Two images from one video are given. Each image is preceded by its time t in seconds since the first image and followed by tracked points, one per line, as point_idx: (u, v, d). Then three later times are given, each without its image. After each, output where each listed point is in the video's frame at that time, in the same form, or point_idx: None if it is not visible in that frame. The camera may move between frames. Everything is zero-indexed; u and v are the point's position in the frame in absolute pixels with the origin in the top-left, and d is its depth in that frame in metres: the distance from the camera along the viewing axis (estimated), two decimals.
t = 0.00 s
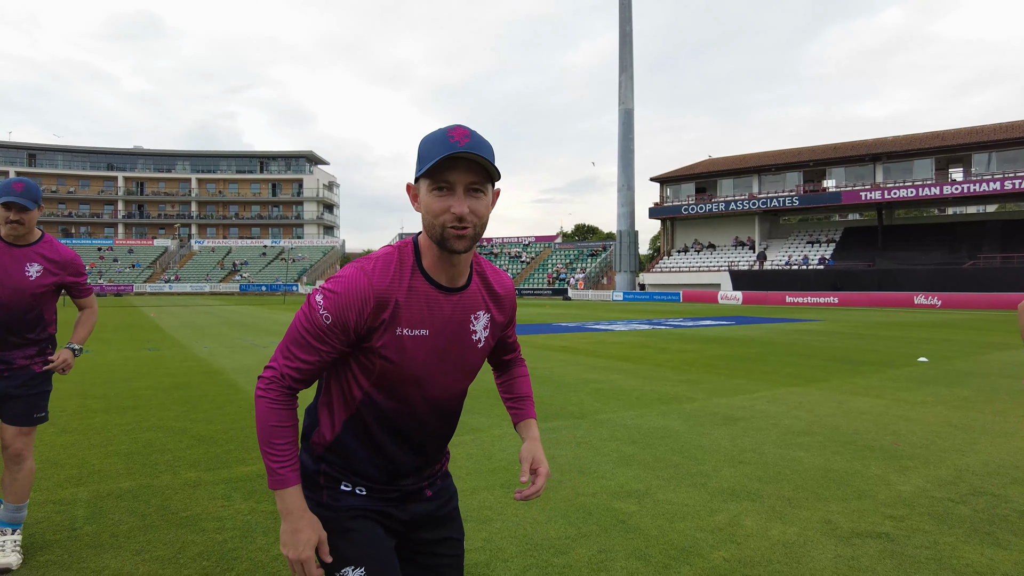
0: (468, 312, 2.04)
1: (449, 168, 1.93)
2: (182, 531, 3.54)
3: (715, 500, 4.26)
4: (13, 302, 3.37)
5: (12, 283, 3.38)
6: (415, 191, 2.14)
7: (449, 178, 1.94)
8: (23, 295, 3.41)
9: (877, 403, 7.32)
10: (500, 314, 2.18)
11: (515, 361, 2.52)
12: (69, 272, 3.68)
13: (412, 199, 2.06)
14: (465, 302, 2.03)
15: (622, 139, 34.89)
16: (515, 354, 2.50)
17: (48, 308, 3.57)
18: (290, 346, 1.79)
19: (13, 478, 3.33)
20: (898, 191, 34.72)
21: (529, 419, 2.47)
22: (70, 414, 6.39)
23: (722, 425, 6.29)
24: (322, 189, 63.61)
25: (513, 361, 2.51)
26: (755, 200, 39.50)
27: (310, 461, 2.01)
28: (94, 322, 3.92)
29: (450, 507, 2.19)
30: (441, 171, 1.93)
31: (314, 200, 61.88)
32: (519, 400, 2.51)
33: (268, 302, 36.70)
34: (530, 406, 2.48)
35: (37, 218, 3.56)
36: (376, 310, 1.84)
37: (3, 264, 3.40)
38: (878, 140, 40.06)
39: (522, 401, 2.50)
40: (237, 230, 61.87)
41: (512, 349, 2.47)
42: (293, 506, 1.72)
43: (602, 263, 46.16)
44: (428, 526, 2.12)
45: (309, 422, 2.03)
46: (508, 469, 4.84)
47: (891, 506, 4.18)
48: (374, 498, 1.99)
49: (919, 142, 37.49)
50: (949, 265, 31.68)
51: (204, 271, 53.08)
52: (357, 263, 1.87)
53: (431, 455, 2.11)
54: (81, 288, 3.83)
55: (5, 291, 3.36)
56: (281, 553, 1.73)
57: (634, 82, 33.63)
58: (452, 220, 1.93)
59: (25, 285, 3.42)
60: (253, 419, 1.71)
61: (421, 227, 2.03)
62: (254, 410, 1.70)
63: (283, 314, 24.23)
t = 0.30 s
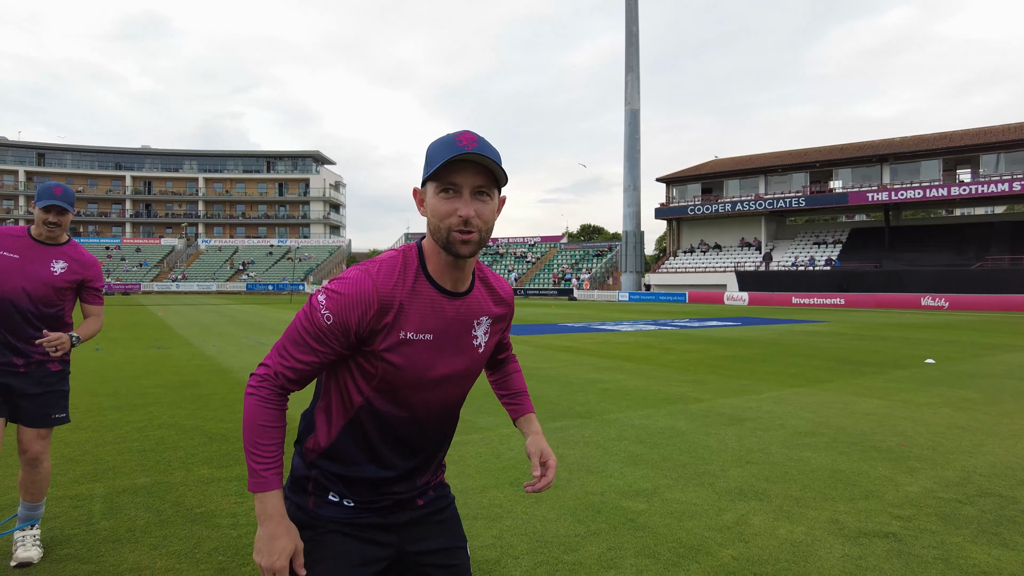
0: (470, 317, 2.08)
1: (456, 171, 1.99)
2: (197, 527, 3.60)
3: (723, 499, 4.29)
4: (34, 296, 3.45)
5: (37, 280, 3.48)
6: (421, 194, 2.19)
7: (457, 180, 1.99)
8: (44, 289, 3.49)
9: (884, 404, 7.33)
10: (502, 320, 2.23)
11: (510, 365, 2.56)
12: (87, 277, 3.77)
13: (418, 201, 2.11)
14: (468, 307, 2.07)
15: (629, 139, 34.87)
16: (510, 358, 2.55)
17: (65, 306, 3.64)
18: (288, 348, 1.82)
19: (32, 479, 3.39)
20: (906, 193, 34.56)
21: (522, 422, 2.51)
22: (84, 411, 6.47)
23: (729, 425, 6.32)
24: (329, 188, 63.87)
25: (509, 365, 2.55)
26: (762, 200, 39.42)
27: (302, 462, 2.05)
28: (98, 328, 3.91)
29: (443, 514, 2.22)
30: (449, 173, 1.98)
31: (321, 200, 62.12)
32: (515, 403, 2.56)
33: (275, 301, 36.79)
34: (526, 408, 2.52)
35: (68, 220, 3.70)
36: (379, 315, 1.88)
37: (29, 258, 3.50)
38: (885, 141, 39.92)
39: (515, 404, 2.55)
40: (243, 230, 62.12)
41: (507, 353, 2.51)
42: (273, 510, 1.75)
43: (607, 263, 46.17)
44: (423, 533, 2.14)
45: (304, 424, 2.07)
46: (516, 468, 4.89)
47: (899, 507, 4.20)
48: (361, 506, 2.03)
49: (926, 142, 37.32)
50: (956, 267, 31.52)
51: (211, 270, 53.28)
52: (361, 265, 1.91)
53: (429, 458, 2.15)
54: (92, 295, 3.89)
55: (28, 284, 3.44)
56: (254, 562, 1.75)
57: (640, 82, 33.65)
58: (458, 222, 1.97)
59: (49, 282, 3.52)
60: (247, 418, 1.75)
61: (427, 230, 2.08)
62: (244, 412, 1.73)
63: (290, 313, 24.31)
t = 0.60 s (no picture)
0: (472, 326, 2.10)
1: (455, 180, 2.01)
2: (222, 524, 3.66)
3: (742, 501, 4.28)
4: (63, 294, 3.52)
5: (63, 276, 3.53)
6: (422, 199, 2.21)
7: (456, 191, 2.01)
8: (72, 287, 3.55)
9: (905, 407, 7.25)
10: (504, 326, 2.24)
11: (507, 368, 2.57)
12: (112, 269, 3.81)
13: (420, 208, 2.13)
14: (470, 316, 2.09)
15: (646, 139, 34.74)
16: (508, 366, 2.57)
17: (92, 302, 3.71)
18: (287, 361, 1.86)
19: (59, 472, 3.45)
20: (927, 193, 34.09)
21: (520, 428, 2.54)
22: (109, 408, 6.59)
23: (748, 428, 6.29)
24: (346, 189, 64.43)
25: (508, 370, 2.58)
26: (780, 201, 39.10)
27: (308, 471, 2.08)
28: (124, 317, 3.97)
29: (451, 518, 2.25)
30: (450, 181, 2.00)
31: (338, 200, 62.65)
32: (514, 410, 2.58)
33: (293, 300, 37.04)
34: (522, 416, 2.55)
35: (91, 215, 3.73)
36: (381, 328, 1.91)
37: (56, 256, 3.55)
38: (906, 140, 39.44)
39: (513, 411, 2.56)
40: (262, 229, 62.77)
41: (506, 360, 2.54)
42: (254, 535, 1.74)
43: (624, 263, 46.06)
44: (428, 540, 2.17)
45: (309, 434, 2.11)
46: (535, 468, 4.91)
47: (921, 512, 4.17)
48: (364, 514, 2.07)
49: (948, 142, 36.80)
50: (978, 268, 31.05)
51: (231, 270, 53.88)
52: (362, 277, 1.94)
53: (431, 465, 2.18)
54: (118, 285, 3.93)
55: (57, 284, 3.51)
56: None
57: (658, 82, 33.54)
58: (457, 233, 1.99)
59: (76, 278, 3.57)
60: (243, 434, 1.77)
61: (428, 238, 2.10)
62: (245, 428, 1.77)
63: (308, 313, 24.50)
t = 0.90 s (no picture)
0: (515, 313, 2.08)
1: (489, 173, 2.01)
2: (240, 523, 3.69)
3: (762, 504, 4.23)
4: (80, 298, 3.57)
5: (78, 279, 3.57)
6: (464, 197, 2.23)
7: (490, 184, 2.01)
8: (89, 289, 3.59)
9: (929, 409, 7.12)
10: (552, 319, 2.20)
11: (577, 366, 2.53)
12: (125, 265, 3.84)
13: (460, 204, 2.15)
14: (513, 303, 2.07)
15: (664, 137, 34.51)
16: (578, 361, 2.52)
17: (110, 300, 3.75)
18: (340, 341, 1.95)
19: (84, 467, 3.56)
20: (952, 190, 33.47)
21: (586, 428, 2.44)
22: (133, 406, 6.71)
23: (767, 429, 6.23)
24: (365, 189, 64.91)
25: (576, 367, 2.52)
26: (801, 199, 38.63)
27: (360, 450, 2.12)
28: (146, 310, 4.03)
29: (497, 511, 2.19)
30: (482, 175, 2.00)
31: (357, 200, 63.12)
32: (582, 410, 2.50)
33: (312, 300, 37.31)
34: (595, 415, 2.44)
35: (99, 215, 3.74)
36: (422, 309, 1.94)
37: (69, 261, 3.59)
38: (930, 137, 38.76)
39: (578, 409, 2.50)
40: (282, 229, 63.45)
41: (571, 355, 2.48)
42: (315, 497, 1.85)
43: (642, 262, 45.85)
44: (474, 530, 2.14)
45: (365, 418, 2.15)
46: (552, 469, 4.90)
47: (944, 517, 4.09)
48: (413, 494, 2.05)
49: (975, 138, 36.10)
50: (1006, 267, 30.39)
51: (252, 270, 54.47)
52: (407, 264, 2.00)
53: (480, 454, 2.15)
54: (134, 279, 3.96)
55: (73, 288, 3.56)
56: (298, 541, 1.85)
57: (677, 80, 33.31)
58: (491, 224, 1.99)
59: (91, 279, 3.60)
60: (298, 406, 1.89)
61: (468, 233, 2.11)
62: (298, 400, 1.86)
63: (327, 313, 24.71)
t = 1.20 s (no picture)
0: (506, 302, 2.08)
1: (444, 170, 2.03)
2: (256, 521, 3.76)
3: (777, 507, 4.19)
4: (109, 298, 3.65)
5: (104, 282, 3.65)
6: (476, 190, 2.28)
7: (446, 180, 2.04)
8: (117, 289, 3.67)
9: (955, 411, 6.98)
10: (550, 312, 2.17)
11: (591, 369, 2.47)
12: (149, 268, 3.92)
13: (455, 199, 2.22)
14: (499, 292, 2.07)
15: (686, 135, 34.23)
16: (590, 367, 2.46)
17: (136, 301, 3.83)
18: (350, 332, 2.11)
19: (107, 468, 3.64)
20: (984, 185, 32.69)
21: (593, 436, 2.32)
22: (156, 406, 6.84)
23: (787, 430, 6.15)
24: (387, 189, 65.48)
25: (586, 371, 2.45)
26: (826, 196, 38.07)
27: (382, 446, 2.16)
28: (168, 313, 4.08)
29: (515, 511, 2.11)
30: (435, 174, 1.99)
31: (380, 201, 63.66)
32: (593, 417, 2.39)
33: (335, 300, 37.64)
34: (595, 421, 2.33)
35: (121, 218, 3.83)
36: (409, 295, 2.02)
37: (97, 263, 3.68)
38: (960, 132, 37.97)
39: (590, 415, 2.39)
40: (306, 230, 64.27)
41: (584, 356, 2.42)
42: (347, 478, 2.00)
43: (665, 261, 45.52)
44: (495, 525, 2.08)
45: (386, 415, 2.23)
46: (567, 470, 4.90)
47: (966, 522, 4.01)
48: (427, 487, 2.05)
49: (1006, 132, 35.28)
50: None
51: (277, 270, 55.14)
52: (403, 258, 2.12)
53: (487, 447, 2.09)
54: (157, 282, 4.04)
55: (101, 288, 3.64)
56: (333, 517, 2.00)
57: (699, 76, 33.03)
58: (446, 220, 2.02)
59: (117, 280, 3.69)
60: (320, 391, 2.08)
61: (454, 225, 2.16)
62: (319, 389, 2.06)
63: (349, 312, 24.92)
